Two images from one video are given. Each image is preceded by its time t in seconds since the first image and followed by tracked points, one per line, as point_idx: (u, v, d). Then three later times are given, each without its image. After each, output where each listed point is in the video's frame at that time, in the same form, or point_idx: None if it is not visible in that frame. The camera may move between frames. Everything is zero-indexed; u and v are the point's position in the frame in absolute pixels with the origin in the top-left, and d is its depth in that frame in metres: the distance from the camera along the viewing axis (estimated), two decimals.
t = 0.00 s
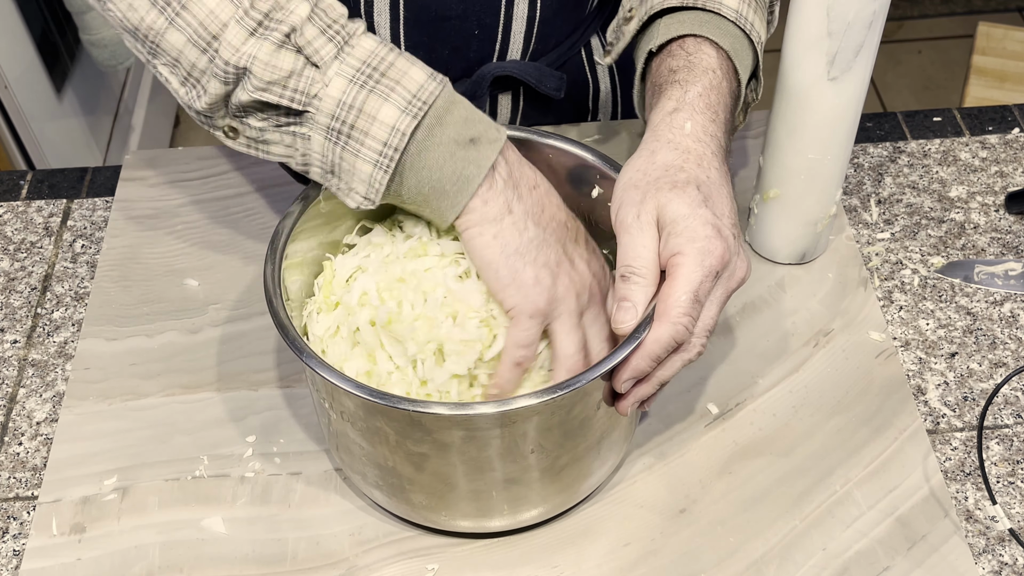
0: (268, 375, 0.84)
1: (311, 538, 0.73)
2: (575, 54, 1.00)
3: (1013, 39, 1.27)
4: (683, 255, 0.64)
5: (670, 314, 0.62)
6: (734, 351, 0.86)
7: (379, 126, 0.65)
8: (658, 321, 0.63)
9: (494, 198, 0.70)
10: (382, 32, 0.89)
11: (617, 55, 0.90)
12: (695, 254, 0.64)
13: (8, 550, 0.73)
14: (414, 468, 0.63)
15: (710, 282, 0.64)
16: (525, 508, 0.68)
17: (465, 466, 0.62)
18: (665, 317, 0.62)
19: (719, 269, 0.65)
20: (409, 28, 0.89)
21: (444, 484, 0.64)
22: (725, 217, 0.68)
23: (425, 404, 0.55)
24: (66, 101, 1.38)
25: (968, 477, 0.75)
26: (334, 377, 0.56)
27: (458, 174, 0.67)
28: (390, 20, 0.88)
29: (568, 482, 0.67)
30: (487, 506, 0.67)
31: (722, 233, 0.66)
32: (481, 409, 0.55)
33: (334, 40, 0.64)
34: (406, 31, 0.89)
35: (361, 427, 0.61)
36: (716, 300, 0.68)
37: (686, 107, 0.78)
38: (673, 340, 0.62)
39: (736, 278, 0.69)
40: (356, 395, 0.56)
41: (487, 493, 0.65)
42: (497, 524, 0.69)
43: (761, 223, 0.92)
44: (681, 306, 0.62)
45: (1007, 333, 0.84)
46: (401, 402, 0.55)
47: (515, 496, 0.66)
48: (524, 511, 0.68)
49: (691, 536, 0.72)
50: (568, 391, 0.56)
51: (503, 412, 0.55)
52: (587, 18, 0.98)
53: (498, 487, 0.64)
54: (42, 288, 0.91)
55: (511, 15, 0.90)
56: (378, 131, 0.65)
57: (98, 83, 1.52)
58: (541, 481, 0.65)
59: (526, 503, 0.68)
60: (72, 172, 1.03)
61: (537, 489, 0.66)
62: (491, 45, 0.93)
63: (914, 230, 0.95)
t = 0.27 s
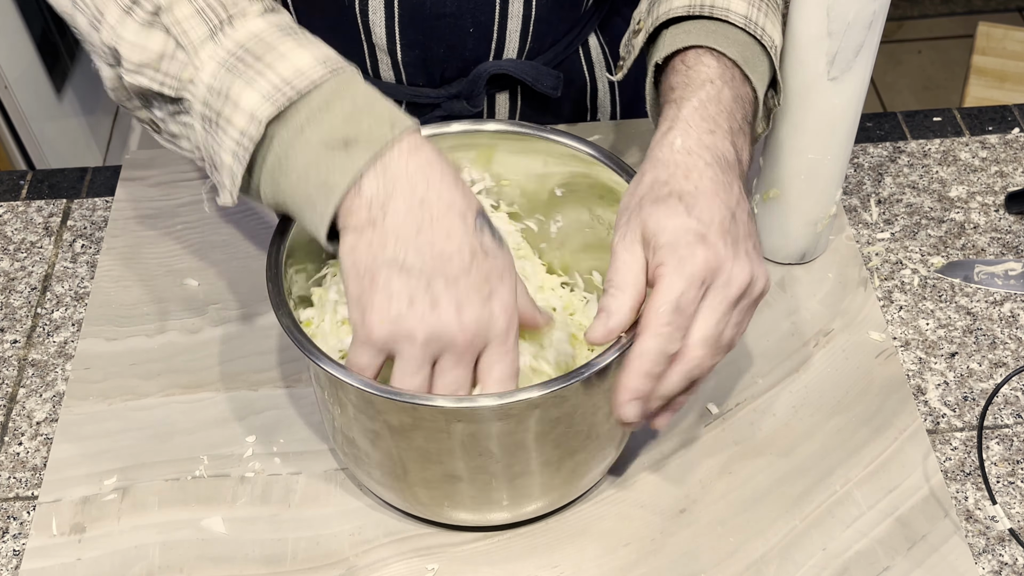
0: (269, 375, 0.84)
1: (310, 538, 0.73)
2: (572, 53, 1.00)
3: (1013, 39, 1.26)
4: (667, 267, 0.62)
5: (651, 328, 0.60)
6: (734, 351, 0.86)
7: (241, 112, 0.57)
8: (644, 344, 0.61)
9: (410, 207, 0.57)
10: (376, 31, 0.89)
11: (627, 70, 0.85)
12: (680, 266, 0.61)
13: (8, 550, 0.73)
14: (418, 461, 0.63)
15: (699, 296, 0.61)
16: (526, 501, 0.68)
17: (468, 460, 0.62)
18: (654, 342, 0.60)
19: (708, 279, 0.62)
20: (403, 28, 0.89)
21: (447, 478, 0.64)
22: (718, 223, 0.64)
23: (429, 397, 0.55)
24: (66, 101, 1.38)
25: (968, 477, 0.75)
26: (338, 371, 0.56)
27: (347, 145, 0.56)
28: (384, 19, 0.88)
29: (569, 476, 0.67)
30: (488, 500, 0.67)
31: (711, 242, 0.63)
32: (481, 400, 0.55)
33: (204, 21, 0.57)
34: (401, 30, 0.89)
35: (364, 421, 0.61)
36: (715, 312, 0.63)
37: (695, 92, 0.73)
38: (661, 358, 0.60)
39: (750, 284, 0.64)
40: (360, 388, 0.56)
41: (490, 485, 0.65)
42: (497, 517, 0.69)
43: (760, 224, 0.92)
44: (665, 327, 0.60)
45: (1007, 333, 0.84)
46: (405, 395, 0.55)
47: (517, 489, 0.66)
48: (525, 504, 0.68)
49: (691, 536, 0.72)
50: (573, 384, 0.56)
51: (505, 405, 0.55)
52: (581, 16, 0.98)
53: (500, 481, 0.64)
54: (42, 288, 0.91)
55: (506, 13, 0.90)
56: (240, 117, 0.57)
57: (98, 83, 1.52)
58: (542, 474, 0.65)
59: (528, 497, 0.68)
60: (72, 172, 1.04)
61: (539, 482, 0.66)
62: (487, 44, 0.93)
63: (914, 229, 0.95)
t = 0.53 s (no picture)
0: (268, 374, 0.84)
1: (310, 539, 0.73)
2: (571, 50, 1.00)
3: (1013, 39, 1.26)
4: (659, 189, 0.65)
5: (685, 241, 0.62)
6: (734, 351, 0.86)
7: (380, 143, 0.64)
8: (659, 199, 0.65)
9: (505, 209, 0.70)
10: (380, 32, 0.90)
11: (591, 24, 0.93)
12: (667, 180, 0.65)
13: (8, 550, 0.73)
14: (422, 459, 0.63)
15: (702, 223, 0.64)
16: (528, 500, 0.68)
17: (470, 457, 0.62)
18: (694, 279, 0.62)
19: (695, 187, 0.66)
20: (407, 27, 0.89)
21: (450, 475, 0.64)
22: (681, 139, 0.69)
23: (432, 396, 0.56)
24: (66, 101, 1.38)
25: (968, 477, 0.75)
26: (343, 370, 0.56)
27: (458, 192, 0.67)
28: (388, 21, 0.89)
29: (572, 475, 0.67)
30: (490, 498, 0.66)
31: (682, 155, 0.67)
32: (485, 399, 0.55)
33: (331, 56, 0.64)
34: (405, 30, 0.90)
35: (368, 418, 0.61)
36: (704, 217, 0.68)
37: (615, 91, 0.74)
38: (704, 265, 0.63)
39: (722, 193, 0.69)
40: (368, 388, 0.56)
41: (492, 483, 0.65)
42: (499, 515, 0.69)
43: (761, 224, 0.92)
44: (699, 261, 0.62)
45: (1007, 333, 0.84)
46: (410, 393, 0.56)
47: (520, 487, 0.66)
48: (527, 502, 0.68)
49: (691, 536, 0.72)
50: (577, 380, 0.56)
51: (510, 403, 0.55)
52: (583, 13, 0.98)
53: (503, 479, 0.64)
54: (42, 288, 0.91)
55: (510, 11, 0.90)
56: (385, 146, 0.64)
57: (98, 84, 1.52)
58: (545, 473, 0.65)
59: (531, 495, 0.67)
60: (72, 172, 1.04)
61: (541, 481, 0.66)
62: (490, 43, 0.93)
63: (914, 229, 0.95)
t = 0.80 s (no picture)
0: (268, 374, 0.84)
1: (310, 538, 0.73)
2: (571, 46, 1.00)
3: (1013, 39, 1.26)
4: (674, 205, 0.64)
5: (674, 264, 0.61)
6: (734, 351, 0.86)
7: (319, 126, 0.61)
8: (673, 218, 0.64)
9: (389, 157, 0.59)
10: (376, 22, 0.89)
11: (612, 37, 0.92)
12: (683, 196, 0.65)
13: (8, 550, 0.73)
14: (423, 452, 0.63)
15: (701, 248, 0.62)
16: (531, 496, 0.68)
17: (474, 453, 0.62)
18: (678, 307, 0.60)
19: (713, 207, 0.65)
20: (403, 19, 0.89)
21: (453, 470, 0.64)
22: (708, 158, 0.69)
23: (437, 390, 0.55)
24: (66, 101, 1.38)
25: (968, 477, 0.75)
26: (348, 364, 0.56)
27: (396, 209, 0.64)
28: (383, 10, 0.88)
29: (573, 471, 0.68)
30: (493, 493, 0.67)
31: (707, 174, 0.67)
32: (490, 393, 0.55)
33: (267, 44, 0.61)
34: (400, 21, 0.89)
35: (374, 413, 0.61)
36: (721, 239, 0.67)
37: (643, 108, 0.74)
38: (693, 290, 0.61)
39: (745, 216, 0.68)
40: (372, 382, 0.56)
41: (496, 479, 0.65)
42: (502, 510, 0.69)
43: (761, 224, 0.92)
44: (686, 286, 0.61)
45: (1007, 333, 0.84)
46: (416, 387, 0.55)
47: (522, 483, 0.66)
48: (529, 498, 0.68)
49: (691, 536, 0.72)
50: (586, 371, 0.55)
51: (514, 397, 0.55)
52: (583, 8, 0.98)
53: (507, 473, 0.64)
54: (42, 288, 0.91)
55: (506, 4, 0.90)
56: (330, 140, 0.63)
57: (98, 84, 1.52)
58: (547, 469, 0.66)
59: (532, 491, 0.67)
60: (72, 172, 1.03)
61: (544, 476, 0.66)
62: (486, 35, 0.93)
63: (914, 229, 0.95)
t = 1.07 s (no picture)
0: (268, 374, 0.85)
1: (311, 538, 0.73)
2: (573, 48, 1.00)
3: (1013, 39, 1.26)
4: (671, 213, 0.64)
5: (664, 273, 0.62)
6: (734, 351, 0.86)
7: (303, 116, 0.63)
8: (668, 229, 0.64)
9: (348, 142, 0.63)
10: (376, 19, 0.89)
11: (613, 43, 0.93)
12: (679, 206, 0.65)
13: (8, 550, 0.73)
14: (418, 452, 0.63)
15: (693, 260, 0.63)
16: (528, 496, 0.68)
17: (470, 453, 0.62)
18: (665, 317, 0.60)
19: (710, 218, 0.65)
20: (404, 16, 0.89)
21: (449, 471, 0.64)
22: (708, 167, 0.69)
23: (432, 390, 0.55)
24: (66, 102, 1.38)
25: (968, 477, 0.75)
26: (341, 365, 0.56)
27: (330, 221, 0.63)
28: (384, 8, 0.88)
29: (570, 471, 0.68)
30: (490, 493, 0.67)
31: (706, 184, 0.67)
32: (484, 394, 0.55)
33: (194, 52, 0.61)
34: (400, 17, 0.89)
35: (370, 414, 0.61)
36: (716, 250, 0.67)
37: (647, 115, 0.75)
38: (681, 300, 0.61)
39: (743, 228, 0.68)
40: (366, 383, 0.56)
41: (493, 478, 0.65)
42: (500, 511, 0.69)
43: (761, 224, 0.92)
44: (675, 295, 0.61)
45: (1007, 333, 0.84)
46: (409, 388, 0.55)
47: (519, 482, 0.66)
48: (526, 498, 0.68)
49: (691, 536, 0.72)
50: (571, 376, 0.56)
51: (506, 398, 0.55)
52: (586, 11, 0.98)
53: (502, 472, 0.64)
54: (42, 288, 0.91)
55: (506, 4, 0.90)
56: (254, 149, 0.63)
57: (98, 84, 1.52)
58: (544, 468, 0.66)
59: (530, 490, 0.67)
60: (72, 172, 1.04)
61: (541, 476, 0.66)
62: (486, 35, 0.93)
63: (914, 229, 0.95)
